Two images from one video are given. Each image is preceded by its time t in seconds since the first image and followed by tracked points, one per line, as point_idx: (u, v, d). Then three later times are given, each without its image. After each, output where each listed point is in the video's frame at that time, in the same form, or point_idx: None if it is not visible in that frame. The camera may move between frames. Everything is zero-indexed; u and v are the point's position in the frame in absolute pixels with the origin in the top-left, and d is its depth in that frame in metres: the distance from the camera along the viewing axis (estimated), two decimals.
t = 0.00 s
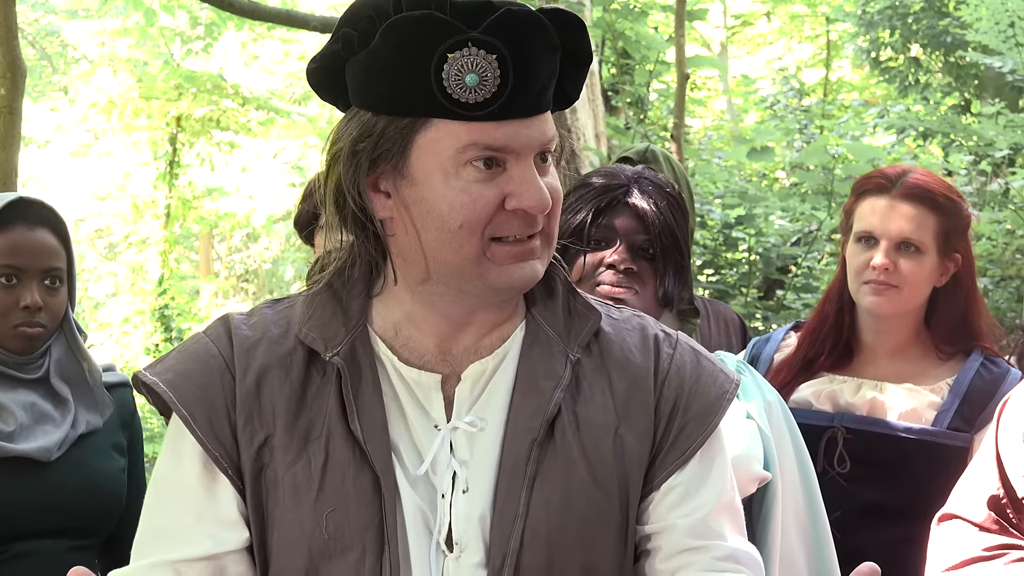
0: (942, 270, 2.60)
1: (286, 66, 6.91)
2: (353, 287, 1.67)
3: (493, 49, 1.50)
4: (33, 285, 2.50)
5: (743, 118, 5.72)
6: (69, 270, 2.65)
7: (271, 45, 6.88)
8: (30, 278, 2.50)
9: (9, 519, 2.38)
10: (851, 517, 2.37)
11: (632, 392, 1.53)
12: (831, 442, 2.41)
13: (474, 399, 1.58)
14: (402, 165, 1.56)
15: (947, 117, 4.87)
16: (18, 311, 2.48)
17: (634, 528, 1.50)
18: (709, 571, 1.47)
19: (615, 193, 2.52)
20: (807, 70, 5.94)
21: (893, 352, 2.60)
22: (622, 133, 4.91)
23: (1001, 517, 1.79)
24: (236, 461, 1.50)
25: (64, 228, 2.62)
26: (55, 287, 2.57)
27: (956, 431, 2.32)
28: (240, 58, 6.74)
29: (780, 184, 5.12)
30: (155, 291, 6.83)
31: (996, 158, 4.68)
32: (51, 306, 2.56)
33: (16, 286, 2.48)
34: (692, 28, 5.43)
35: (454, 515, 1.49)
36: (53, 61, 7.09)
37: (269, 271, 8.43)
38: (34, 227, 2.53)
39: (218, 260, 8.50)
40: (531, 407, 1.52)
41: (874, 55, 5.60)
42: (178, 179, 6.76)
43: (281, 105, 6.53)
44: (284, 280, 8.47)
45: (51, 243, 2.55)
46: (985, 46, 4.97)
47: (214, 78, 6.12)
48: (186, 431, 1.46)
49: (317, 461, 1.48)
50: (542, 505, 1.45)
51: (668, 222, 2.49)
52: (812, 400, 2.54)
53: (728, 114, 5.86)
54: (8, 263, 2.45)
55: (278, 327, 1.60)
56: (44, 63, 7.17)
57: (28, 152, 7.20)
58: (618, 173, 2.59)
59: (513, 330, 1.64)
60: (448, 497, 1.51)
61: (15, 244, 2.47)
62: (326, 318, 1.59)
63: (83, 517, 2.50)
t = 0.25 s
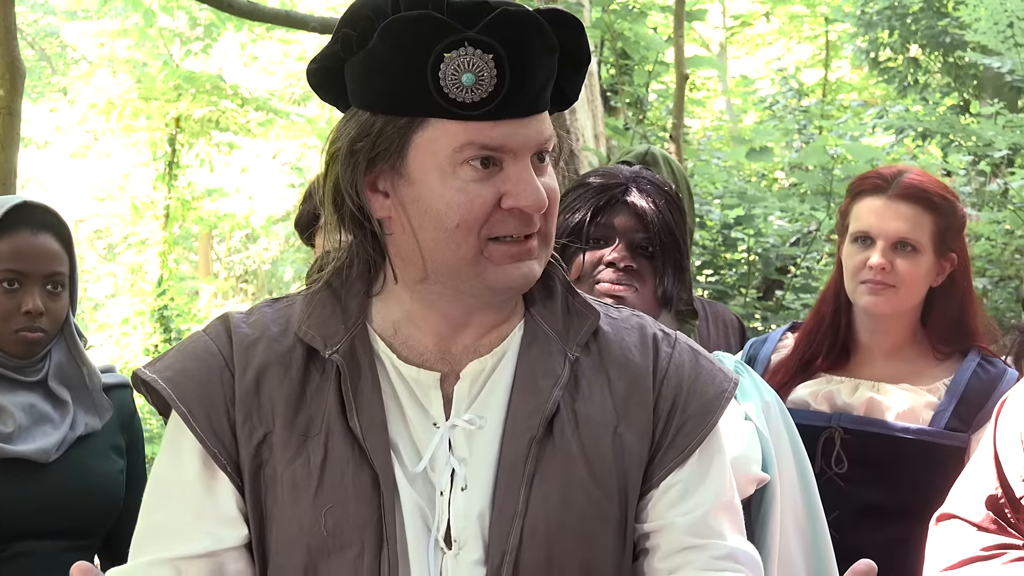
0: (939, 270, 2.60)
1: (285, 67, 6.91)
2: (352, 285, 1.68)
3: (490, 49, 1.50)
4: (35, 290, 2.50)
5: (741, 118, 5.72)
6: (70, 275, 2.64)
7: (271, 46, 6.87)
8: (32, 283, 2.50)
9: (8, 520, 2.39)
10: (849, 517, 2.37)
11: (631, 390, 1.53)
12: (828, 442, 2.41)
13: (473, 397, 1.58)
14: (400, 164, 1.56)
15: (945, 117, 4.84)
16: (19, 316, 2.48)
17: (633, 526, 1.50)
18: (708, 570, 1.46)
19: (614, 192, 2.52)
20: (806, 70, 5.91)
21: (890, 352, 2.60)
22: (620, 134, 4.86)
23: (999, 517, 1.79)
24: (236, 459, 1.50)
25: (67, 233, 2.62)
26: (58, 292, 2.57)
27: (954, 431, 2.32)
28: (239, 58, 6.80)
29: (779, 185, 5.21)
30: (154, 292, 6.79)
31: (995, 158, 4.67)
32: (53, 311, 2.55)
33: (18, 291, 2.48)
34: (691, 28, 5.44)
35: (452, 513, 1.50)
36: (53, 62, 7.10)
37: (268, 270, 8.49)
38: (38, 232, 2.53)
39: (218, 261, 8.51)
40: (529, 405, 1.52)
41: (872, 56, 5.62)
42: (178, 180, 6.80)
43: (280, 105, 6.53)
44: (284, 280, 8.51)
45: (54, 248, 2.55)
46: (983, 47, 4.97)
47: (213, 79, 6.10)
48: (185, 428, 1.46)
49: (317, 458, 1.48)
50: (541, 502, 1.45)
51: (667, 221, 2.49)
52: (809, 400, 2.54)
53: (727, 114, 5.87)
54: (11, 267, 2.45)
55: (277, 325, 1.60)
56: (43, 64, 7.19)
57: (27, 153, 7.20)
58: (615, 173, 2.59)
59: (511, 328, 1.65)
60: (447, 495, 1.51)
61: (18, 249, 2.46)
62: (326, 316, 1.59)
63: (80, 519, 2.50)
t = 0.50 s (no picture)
0: (935, 271, 2.60)
1: (283, 69, 6.92)
2: (355, 280, 1.68)
3: (490, 48, 1.50)
4: (37, 291, 2.50)
5: (740, 120, 5.72)
6: (71, 276, 2.64)
7: (269, 48, 6.90)
8: (34, 285, 2.50)
9: (6, 519, 2.39)
10: (847, 518, 2.37)
11: (629, 381, 1.52)
12: (825, 444, 2.41)
13: (473, 392, 1.58)
14: (400, 164, 1.55)
15: (944, 119, 4.83)
16: (21, 317, 2.47)
17: (628, 516, 1.48)
18: (701, 564, 1.44)
19: (611, 194, 2.52)
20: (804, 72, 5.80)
21: (887, 353, 2.60)
22: (620, 135, 4.90)
23: (997, 518, 1.79)
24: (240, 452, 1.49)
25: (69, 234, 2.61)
26: (59, 293, 2.57)
27: (951, 432, 2.31)
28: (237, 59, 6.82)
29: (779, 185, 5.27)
30: (152, 293, 6.76)
31: (994, 159, 4.65)
32: (54, 313, 2.55)
33: (20, 292, 2.47)
34: (689, 30, 5.44)
35: (454, 507, 1.49)
36: (51, 64, 7.12)
37: (267, 272, 8.50)
38: (39, 233, 2.52)
39: (216, 262, 8.53)
40: (527, 397, 1.51)
41: (871, 57, 5.64)
42: (177, 182, 6.79)
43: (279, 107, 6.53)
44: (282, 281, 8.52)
45: (56, 249, 2.55)
46: (982, 48, 4.99)
47: (212, 80, 6.07)
48: (190, 424, 1.45)
49: (318, 452, 1.47)
50: (538, 494, 1.44)
51: (664, 224, 2.49)
52: (807, 401, 2.54)
53: (725, 116, 5.87)
54: (13, 270, 2.44)
55: (280, 319, 1.59)
56: (42, 65, 7.20)
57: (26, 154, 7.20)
58: (613, 175, 2.59)
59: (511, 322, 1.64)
60: (450, 490, 1.50)
61: (19, 250, 2.46)
62: (329, 310, 1.59)
63: (79, 519, 2.51)
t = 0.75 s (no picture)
0: (935, 270, 2.60)
1: (282, 69, 6.92)
2: (360, 275, 1.67)
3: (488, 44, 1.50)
4: (40, 293, 2.50)
5: (739, 120, 5.72)
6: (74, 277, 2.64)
7: (268, 49, 6.89)
8: (37, 287, 2.50)
9: (7, 518, 2.39)
10: (848, 518, 2.37)
11: (627, 369, 1.50)
12: (825, 445, 2.41)
13: (474, 385, 1.57)
14: (398, 160, 1.55)
15: (943, 118, 4.83)
16: (24, 319, 2.47)
17: (628, 506, 1.47)
18: (702, 555, 1.44)
19: (609, 194, 2.52)
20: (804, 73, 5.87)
21: (887, 353, 2.60)
22: (619, 135, 4.90)
23: (997, 517, 1.79)
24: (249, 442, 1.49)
25: (73, 235, 2.61)
26: (61, 295, 2.56)
27: (950, 433, 2.31)
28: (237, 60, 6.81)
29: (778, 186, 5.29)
30: (152, 294, 6.81)
31: (993, 159, 4.65)
32: (56, 314, 2.55)
33: (23, 294, 2.47)
34: (688, 30, 5.43)
35: (455, 498, 1.48)
36: (50, 65, 7.13)
37: (267, 273, 8.50)
38: (43, 235, 2.52)
39: (216, 262, 8.56)
40: (525, 387, 1.50)
41: (870, 57, 5.65)
42: (177, 182, 6.80)
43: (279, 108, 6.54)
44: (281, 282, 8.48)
45: (59, 251, 2.54)
46: (981, 48, 4.99)
47: (211, 80, 6.07)
48: (199, 415, 1.44)
49: (322, 442, 1.46)
50: (536, 485, 1.43)
51: (662, 223, 2.49)
52: (807, 402, 2.55)
53: (725, 116, 5.87)
54: (16, 271, 2.44)
55: (287, 310, 1.58)
56: (41, 66, 7.21)
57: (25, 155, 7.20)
58: (611, 175, 2.60)
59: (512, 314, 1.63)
60: (452, 481, 1.49)
61: (23, 252, 2.45)
62: (336, 301, 1.59)
63: (79, 518, 2.51)
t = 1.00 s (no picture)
0: (934, 269, 2.60)
1: (282, 69, 6.92)
2: (369, 273, 1.65)
3: (403, 40, 1.46)
4: (42, 295, 2.49)
5: (739, 120, 5.71)
6: (75, 277, 2.64)
7: (267, 48, 6.88)
8: (38, 288, 2.49)
9: (7, 517, 2.40)
10: (847, 517, 2.37)
11: (633, 372, 1.50)
12: (825, 444, 2.41)
13: (477, 385, 1.55)
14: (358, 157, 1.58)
15: (943, 118, 4.85)
16: (24, 321, 2.47)
17: (634, 510, 1.46)
18: (709, 560, 1.44)
19: (609, 195, 2.52)
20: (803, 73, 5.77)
21: (886, 352, 2.60)
22: (618, 135, 4.90)
23: (997, 516, 1.78)
24: (253, 439, 1.47)
25: (75, 236, 2.61)
26: (62, 296, 2.56)
27: (950, 432, 2.31)
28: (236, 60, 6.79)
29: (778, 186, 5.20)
30: (152, 293, 6.85)
31: (993, 158, 4.66)
32: (57, 316, 2.55)
33: (24, 295, 2.47)
34: (688, 30, 5.42)
35: (455, 498, 1.47)
36: (50, 65, 7.10)
37: (266, 272, 8.50)
38: (45, 236, 2.52)
39: (215, 263, 8.54)
40: (530, 389, 1.49)
41: (869, 56, 5.65)
42: (177, 182, 6.81)
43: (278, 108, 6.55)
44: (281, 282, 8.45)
45: (60, 252, 2.54)
46: (980, 47, 5.00)
47: (211, 80, 6.08)
48: (204, 411, 1.43)
49: (328, 439, 1.46)
50: (542, 486, 1.42)
51: (663, 224, 2.49)
52: (806, 401, 2.55)
53: (724, 115, 5.86)
54: (16, 272, 2.43)
55: (294, 308, 1.58)
56: (41, 67, 7.19)
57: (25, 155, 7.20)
58: (610, 175, 2.59)
59: (516, 315, 1.62)
60: (451, 481, 1.48)
61: (24, 253, 2.45)
62: (343, 299, 1.58)
63: (79, 517, 2.52)
